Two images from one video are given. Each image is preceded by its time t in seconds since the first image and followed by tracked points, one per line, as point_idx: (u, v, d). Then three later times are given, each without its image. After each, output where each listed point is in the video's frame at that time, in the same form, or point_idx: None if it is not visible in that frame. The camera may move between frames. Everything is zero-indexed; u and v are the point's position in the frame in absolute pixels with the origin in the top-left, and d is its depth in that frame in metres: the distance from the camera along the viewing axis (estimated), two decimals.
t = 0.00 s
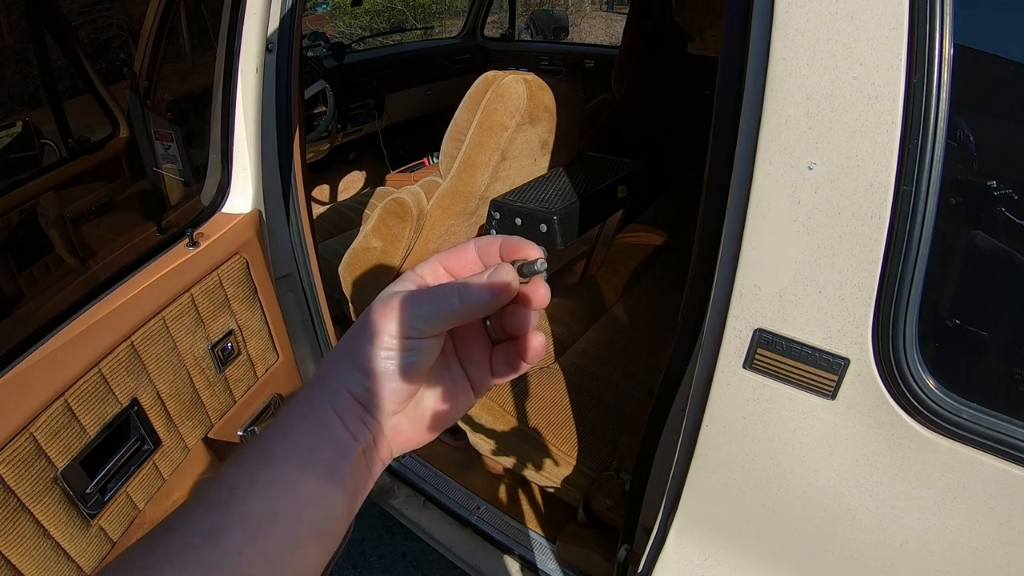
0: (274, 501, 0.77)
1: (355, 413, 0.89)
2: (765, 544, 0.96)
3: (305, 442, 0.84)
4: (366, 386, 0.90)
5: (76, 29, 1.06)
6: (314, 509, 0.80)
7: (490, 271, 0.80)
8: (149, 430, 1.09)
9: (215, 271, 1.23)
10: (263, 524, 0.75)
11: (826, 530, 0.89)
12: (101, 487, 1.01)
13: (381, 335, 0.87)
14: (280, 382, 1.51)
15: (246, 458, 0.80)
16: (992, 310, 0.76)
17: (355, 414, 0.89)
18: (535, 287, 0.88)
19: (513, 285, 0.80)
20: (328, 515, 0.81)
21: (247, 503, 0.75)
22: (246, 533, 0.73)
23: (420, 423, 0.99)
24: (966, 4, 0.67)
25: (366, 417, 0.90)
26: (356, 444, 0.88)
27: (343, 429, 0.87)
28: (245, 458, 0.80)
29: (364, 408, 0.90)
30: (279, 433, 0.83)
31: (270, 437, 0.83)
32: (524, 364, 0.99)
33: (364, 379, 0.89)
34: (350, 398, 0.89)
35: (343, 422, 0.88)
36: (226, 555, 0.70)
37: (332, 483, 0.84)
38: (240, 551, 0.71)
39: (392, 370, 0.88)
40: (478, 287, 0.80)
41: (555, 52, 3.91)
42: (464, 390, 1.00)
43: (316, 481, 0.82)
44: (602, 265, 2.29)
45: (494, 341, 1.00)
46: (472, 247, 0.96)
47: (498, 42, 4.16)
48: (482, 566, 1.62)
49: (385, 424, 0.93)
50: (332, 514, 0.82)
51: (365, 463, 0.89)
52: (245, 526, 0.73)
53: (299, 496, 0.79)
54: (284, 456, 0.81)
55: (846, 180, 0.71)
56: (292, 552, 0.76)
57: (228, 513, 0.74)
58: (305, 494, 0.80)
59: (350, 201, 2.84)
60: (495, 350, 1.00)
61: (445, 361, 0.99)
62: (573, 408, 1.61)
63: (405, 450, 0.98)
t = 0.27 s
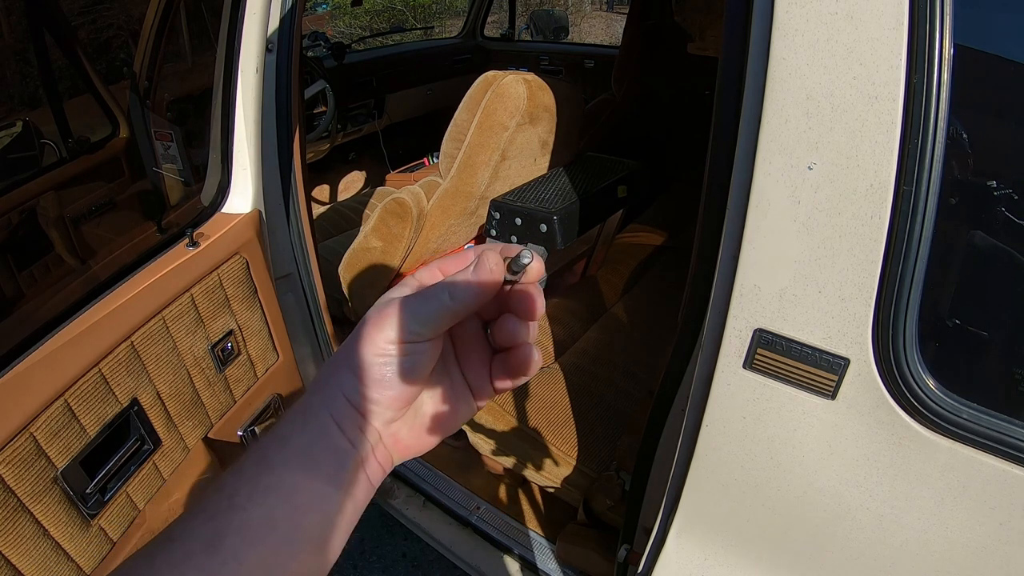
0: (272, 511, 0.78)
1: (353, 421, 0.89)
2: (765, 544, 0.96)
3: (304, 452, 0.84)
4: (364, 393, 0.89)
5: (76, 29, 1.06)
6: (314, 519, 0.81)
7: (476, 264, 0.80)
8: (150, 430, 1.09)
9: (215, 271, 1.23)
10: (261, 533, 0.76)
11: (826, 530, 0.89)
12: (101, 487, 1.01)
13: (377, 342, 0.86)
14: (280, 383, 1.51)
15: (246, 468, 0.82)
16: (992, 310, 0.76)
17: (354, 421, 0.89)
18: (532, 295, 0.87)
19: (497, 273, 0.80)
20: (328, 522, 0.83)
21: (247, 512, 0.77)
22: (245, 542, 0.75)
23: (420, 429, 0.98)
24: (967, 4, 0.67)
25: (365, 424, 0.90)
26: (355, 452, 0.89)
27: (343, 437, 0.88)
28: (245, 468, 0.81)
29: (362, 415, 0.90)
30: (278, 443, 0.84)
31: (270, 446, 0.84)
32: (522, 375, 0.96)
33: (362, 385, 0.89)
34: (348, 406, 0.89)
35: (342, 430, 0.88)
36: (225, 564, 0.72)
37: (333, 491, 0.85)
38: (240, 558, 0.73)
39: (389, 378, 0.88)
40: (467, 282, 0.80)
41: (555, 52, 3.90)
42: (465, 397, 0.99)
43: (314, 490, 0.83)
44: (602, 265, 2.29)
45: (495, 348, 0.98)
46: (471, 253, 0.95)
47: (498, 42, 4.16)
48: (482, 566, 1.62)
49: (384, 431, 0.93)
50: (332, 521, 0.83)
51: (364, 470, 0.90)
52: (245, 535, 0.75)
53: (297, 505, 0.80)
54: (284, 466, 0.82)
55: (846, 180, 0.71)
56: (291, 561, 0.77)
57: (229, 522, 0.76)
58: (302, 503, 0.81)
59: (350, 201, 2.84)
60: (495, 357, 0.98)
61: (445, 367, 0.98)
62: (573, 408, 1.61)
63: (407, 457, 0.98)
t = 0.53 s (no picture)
0: (277, 513, 0.78)
1: (357, 424, 0.90)
2: (765, 544, 0.96)
3: (309, 456, 0.85)
4: (369, 395, 0.90)
5: (76, 29, 1.06)
6: (319, 522, 0.81)
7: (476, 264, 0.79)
8: (149, 430, 1.09)
9: (215, 271, 1.23)
10: (266, 536, 0.76)
11: (826, 530, 0.89)
12: (101, 487, 1.01)
13: (381, 343, 0.86)
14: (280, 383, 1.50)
15: (250, 472, 0.82)
16: (992, 310, 0.76)
17: (359, 424, 0.90)
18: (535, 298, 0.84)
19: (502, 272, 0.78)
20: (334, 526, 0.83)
21: (251, 515, 0.76)
22: (250, 545, 0.74)
23: (425, 430, 0.99)
24: (967, 4, 0.67)
25: (370, 426, 0.91)
26: (360, 454, 0.90)
27: (348, 440, 0.89)
28: (249, 472, 0.82)
29: (367, 418, 0.91)
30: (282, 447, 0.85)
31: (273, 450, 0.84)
32: (524, 376, 0.95)
33: (366, 388, 0.90)
34: (352, 408, 0.90)
35: (347, 432, 0.89)
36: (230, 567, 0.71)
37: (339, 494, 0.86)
38: (245, 562, 0.72)
39: (393, 380, 0.89)
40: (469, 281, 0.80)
41: (555, 52, 3.90)
42: (469, 397, 0.99)
43: (318, 494, 0.83)
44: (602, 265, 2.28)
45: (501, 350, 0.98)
46: (473, 255, 0.93)
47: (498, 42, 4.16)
48: (482, 566, 1.62)
49: (388, 432, 0.94)
50: (337, 525, 0.84)
51: (369, 472, 0.91)
52: (249, 538, 0.75)
53: (301, 508, 0.80)
54: (287, 469, 0.82)
55: (846, 180, 0.71)
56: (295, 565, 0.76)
57: (231, 525, 0.75)
58: (307, 507, 0.81)
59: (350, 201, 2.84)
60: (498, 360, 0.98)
61: (450, 368, 0.98)
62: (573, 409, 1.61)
63: (412, 458, 0.99)
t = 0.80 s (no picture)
0: (282, 518, 0.79)
1: (362, 429, 0.90)
2: (765, 544, 0.96)
3: (313, 460, 0.86)
4: (372, 401, 0.90)
5: (76, 29, 1.06)
6: (323, 526, 0.82)
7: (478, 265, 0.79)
8: (149, 430, 1.09)
9: (215, 271, 1.23)
10: (271, 541, 0.77)
11: (825, 530, 0.89)
12: (101, 487, 1.01)
13: (383, 347, 0.87)
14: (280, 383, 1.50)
15: (254, 477, 0.82)
16: (993, 310, 0.76)
17: (362, 429, 0.90)
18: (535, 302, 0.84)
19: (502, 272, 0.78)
20: (337, 531, 0.84)
21: (256, 521, 0.77)
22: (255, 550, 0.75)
23: (430, 435, 0.99)
24: (966, 4, 0.67)
25: (373, 431, 0.91)
26: (364, 459, 0.90)
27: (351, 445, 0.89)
28: (254, 477, 0.82)
29: (371, 423, 0.91)
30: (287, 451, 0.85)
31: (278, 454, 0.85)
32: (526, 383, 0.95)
33: (370, 394, 0.90)
34: (356, 414, 0.90)
35: (351, 436, 0.90)
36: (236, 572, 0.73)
37: (343, 499, 0.86)
38: (250, 567, 0.74)
39: (397, 385, 0.90)
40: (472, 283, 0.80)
41: (555, 52, 3.90)
42: (474, 402, 0.99)
43: (323, 498, 0.84)
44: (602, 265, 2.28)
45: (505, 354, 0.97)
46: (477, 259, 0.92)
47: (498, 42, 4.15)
48: (482, 567, 1.62)
49: (393, 437, 0.94)
50: (341, 529, 0.84)
51: (374, 477, 0.91)
52: (255, 543, 0.76)
53: (305, 512, 0.81)
54: (291, 474, 0.83)
55: (846, 180, 0.71)
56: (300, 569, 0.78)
57: (237, 530, 0.76)
58: (311, 511, 0.82)
59: (350, 201, 2.84)
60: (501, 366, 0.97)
61: (454, 372, 0.98)
62: (573, 409, 1.62)
63: (416, 462, 0.99)
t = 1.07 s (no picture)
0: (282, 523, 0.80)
1: (362, 434, 0.90)
2: (765, 543, 0.96)
3: (314, 466, 0.86)
4: (374, 408, 0.90)
5: (76, 29, 1.06)
6: (324, 531, 0.82)
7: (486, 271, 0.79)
8: (149, 430, 1.09)
9: (215, 271, 1.23)
10: (271, 545, 0.78)
11: (825, 530, 0.89)
12: (101, 487, 1.01)
13: (383, 353, 0.87)
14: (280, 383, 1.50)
15: (256, 481, 0.83)
16: (993, 310, 0.76)
17: (363, 435, 0.90)
18: (539, 315, 0.81)
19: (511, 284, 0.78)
20: (338, 535, 0.85)
21: (257, 525, 0.78)
22: (256, 554, 0.76)
23: (430, 440, 0.98)
24: (966, 4, 0.67)
25: (374, 437, 0.91)
26: (364, 465, 0.90)
27: (353, 451, 0.89)
28: (255, 482, 0.83)
29: (372, 429, 0.91)
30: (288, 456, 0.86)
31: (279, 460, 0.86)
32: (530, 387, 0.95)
33: (370, 401, 0.90)
34: (357, 420, 0.90)
35: (351, 442, 0.90)
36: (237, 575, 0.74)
37: (343, 504, 0.86)
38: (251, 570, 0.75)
39: (397, 391, 0.89)
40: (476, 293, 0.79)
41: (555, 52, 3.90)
42: (475, 407, 0.99)
43: (323, 502, 0.84)
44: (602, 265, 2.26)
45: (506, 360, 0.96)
46: (481, 264, 0.90)
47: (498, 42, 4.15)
48: (482, 567, 1.62)
49: (394, 443, 0.94)
50: (341, 533, 0.85)
51: (375, 483, 0.92)
52: (256, 547, 0.77)
53: (306, 517, 0.82)
54: (292, 479, 0.84)
55: (846, 180, 0.71)
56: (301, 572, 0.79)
57: (237, 534, 0.77)
58: (312, 516, 0.82)
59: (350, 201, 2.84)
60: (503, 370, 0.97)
61: (454, 377, 0.98)
62: (573, 410, 1.62)
63: (418, 467, 0.99)
